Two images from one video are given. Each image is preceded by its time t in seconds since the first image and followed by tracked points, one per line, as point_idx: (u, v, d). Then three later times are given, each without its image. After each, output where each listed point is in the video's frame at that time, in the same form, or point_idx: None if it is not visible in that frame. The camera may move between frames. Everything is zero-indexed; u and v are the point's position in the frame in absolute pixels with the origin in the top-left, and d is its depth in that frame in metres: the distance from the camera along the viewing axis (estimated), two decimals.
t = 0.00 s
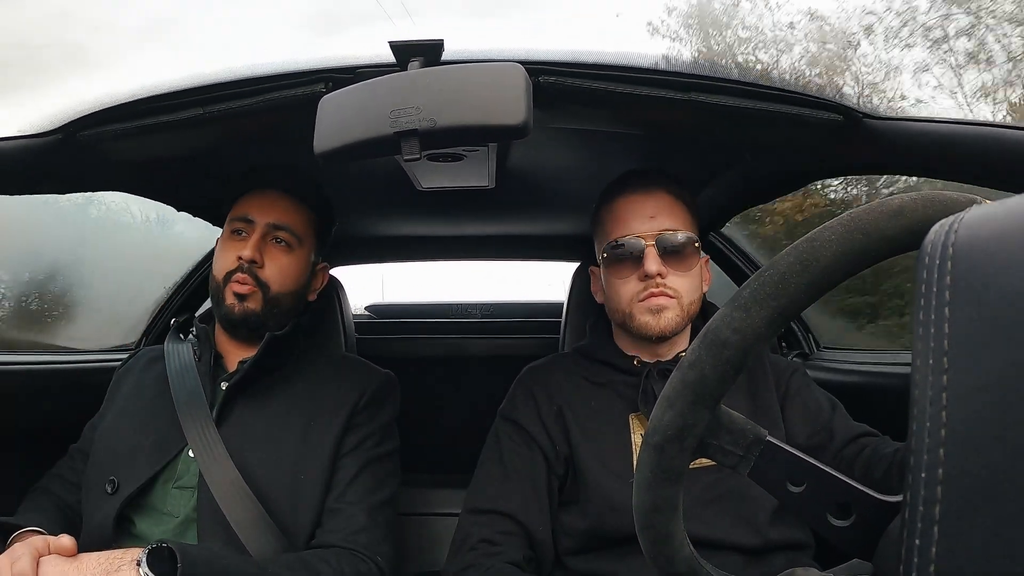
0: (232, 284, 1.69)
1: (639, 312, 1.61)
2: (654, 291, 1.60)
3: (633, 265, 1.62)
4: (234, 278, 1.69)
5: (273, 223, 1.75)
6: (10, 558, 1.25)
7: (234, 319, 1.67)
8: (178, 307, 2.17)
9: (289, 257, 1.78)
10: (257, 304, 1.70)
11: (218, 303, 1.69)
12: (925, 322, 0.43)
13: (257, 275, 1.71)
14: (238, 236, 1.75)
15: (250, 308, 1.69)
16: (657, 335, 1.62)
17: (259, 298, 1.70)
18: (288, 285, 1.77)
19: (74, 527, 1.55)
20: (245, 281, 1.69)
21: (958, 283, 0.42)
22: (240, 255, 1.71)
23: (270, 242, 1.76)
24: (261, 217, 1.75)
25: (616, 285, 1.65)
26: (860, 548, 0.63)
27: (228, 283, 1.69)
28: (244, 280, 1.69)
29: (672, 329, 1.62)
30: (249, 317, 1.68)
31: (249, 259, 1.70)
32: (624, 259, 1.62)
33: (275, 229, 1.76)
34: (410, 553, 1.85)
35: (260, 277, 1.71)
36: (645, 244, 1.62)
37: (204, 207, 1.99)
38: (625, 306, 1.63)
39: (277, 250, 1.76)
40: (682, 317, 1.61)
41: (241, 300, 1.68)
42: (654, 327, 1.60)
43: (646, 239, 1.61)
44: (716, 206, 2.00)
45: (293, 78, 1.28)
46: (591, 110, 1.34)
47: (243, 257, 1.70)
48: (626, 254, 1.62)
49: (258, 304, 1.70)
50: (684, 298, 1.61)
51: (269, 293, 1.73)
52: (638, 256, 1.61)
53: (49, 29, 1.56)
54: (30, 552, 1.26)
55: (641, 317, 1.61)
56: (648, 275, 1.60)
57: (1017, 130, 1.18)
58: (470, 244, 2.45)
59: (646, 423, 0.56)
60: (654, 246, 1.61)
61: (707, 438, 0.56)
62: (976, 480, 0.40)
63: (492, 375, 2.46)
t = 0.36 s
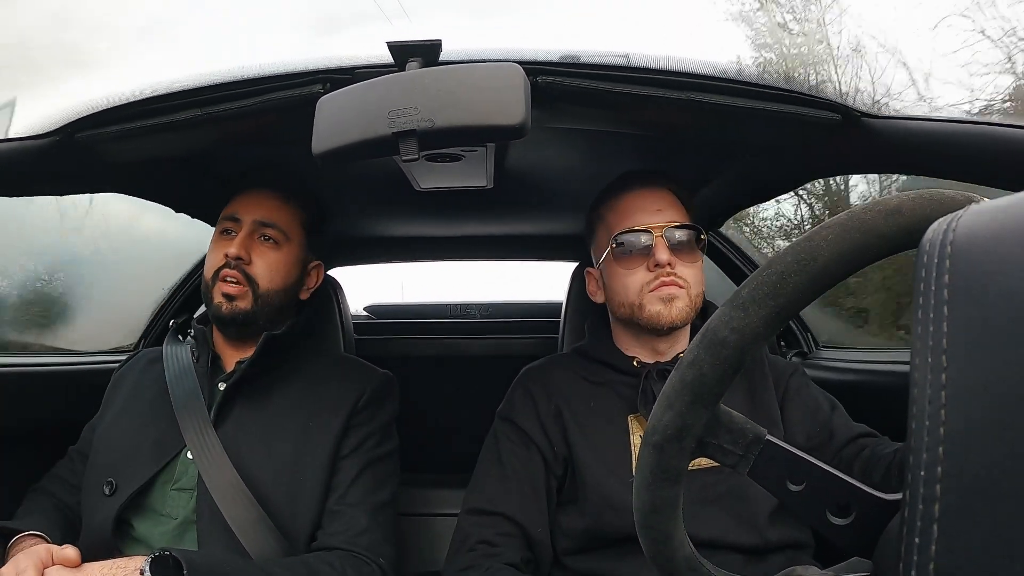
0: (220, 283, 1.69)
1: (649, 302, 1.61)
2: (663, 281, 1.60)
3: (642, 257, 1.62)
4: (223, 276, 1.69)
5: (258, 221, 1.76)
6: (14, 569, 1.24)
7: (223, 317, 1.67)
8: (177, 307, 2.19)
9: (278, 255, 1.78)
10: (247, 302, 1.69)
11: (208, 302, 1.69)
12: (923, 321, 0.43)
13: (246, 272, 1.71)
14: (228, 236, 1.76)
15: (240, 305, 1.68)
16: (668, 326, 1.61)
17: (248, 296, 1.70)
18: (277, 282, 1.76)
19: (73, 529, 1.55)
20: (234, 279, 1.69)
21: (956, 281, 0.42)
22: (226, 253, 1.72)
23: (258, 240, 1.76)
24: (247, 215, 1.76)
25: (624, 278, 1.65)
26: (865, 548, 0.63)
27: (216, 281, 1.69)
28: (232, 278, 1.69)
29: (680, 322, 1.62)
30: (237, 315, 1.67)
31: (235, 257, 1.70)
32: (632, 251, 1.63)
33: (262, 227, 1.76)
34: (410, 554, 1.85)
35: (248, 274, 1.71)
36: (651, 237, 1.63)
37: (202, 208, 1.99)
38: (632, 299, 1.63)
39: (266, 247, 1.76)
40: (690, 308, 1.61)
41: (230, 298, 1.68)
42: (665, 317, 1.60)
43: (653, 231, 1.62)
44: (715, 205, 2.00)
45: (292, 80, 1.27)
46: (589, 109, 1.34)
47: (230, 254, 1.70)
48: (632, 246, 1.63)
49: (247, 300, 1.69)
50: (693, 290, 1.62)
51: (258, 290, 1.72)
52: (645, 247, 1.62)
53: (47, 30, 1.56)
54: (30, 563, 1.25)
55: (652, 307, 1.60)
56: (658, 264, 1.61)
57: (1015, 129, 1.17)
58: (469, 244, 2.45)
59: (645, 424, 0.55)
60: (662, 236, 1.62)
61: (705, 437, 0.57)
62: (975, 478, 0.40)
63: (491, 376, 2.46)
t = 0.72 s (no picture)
0: (233, 294, 1.68)
1: (651, 305, 1.60)
2: (665, 283, 1.60)
3: (642, 260, 1.62)
4: (234, 286, 1.68)
5: (272, 230, 1.73)
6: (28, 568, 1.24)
7: (234, 329, 1.67)
8: (180, 308, 2.26)
9: (291, 266, 1.75)
10: (259, 314, 1.68)
11: (219, 312, 1.69)
12: (928, 324, 0.43)
13: (259, 284, 1.69)
14: (240, 243, 1.74)
15: (252, 318, 1.67)
16: (672, 328, 1.61)
17: (261, 308, 1.69)
18: (291, 292, 1.75)
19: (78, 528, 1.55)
20: (246, 290, 1.68)
21: (961, 285, 0.41)
22: (239, 264, 1.70)
23: (271, 249, 1.74)
24: (260, 224, 1.73)
25: (625, 281, 1.65)
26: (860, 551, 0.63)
27: (228, 292, 1.68)
28: (244, 289, 1.68)
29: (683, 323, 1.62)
30: (249, 327, 1.67)
31: (249, 269, 1.68)
32: (633, 254, 1.63)
33: (275, 237, 1.74)
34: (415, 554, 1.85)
35: (261, 286, 1.69)
36: (651, 240, 1.63)
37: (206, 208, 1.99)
38: (635, 303, 1.63)
39: (278, 257, 1.74)
40: (693, 309, 1.61)
41: (242, 310, 1.67)
42: (668, 319, 1.60)
43: (652, 234, 1.62)
44: (720, 208, 2.00)
45: (297, 79, 1.27)
46: (594, 112, 1.34)
47: (242, 265, 1.68)
48: (632, 250, 1.63)
49: (258, 312, 1.68)
50: (695, 291, 1.62)
51: (270, 300, 1.71)
52: (645, 251, 1.62)
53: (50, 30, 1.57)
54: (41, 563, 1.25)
55: (654, 309, 1.60)
56: (660, 266, 1.61)
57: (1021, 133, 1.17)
58: (473, 245, 2.45)
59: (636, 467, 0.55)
60: (662, 238, 1.62)
61: (697, 470, 0.56)
62: (978, 484, 0.40)
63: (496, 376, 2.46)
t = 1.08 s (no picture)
0: (232, 293, 1.67)
1: (657, 305, 1.60)
2: (671, 284, 1.60)
3: (650, 260, 1.62)
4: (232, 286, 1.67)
5: (269, 229, 1.72)
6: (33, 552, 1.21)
7: (235, 327, 1.66)
8: (183, 307, 2.21)
9: (285, 264, 1.75)
10: (258, 312, 1.68)
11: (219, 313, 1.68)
12: (929, 323, 0.43)
13: (256, 284, 1.68)
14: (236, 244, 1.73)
15: (251, 316, 1.67)
16: (678, 330, 1.61)
17: (259, 306, 1.68)
18: (288, 290, 1.74)
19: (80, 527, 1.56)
20: (244, 290, 1.67)
21: (964, 283, 0.41)
22: (237, 263, 1.68)
23: (269, 250, 1.73)
24: (257, 223, 1.72)
25: (632, 281, 1.65)
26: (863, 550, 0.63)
27: (227, 291, 1.67)
28: (243, 288, 1.67)
29: (690, 324, 1.62)
30: (249, 324, 1.67)
31: (247, 268, 1.67)
32: (640, 254, 1.63)
33: (271, 236, 1.72)
34: (417, 554, 1.85)
35: (259, 285, 1.69)
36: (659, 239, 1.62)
37: (209, 208, 1.99)
38: (641, 303, 1.63)
39: (275, 256, 1.74)
40: (699, 310, 1.61)
41: (241, 308, 1.67)
42: (674, 320, 1.60)
43: (660, 233, 1.62)
44: (723, 206, 2.00)
45: (300, 80, 1.28)
46: (595, 111, 1.34)
47: (240, 265, 1.67)
48: (640, 248, 1.63)
49: (256, 309, 1.68)
50: (701, 291, 1.61)
51: (269, 299, 1.70)
52: (652, 250, 1.62)
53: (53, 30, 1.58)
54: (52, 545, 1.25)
55: (660, 309, 1.60)
56: (667, 266, 1.60)
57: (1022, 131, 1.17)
58: (475, 245, 2.46)
59: (641, 455, 0.56)
60: (670, 238, 1.62)
61: (702, 462, 0.56)
62: (979, 483, 0.40)
63: (498, 376, 2.46)
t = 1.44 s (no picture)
0: (254, 292, 1.69)
1: (656, 308, 1.60)
2: (671, 286, 1.60)
3: (649, 262, 1.62)
4: (255, 284, 1.69)
5: (293, 232, 1.76)
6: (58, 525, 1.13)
7: (254, 326, 1.68)
8: (184, 308, 2.21)
9: (308, 268, 1.78)
10: (277, 314, 1.70)
11: (238, 310, 1.69)
12: (931, 322, 0.43)
13: (280, 285, 1.71)
14: (258, 242, 1.74)
15: (270, 317, 1.69)
16: (678, 331, 1.60)
17: (279, 307, 1.71)
18: (307, 293, 1.77)
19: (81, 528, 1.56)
20: (267, 289, 1.69)
21: (965, 283, 0.41)
22: (261, 264, 1.71)
23: (292, 252, 1.76)
24: (281, 225, 1.75)
25: (632, 283, 1.65)
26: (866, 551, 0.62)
27: (248, 288, 1.69)
28: (266, 288, 1.69)
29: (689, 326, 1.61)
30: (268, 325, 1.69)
31: (272, 270, 1.70)
32: (641, 256, 1.63)
33: (297, 240, 1.76)
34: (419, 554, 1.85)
35: (282, 286, 1.71)
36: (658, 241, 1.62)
37: (210, 209, 2.00)
38: (641, 304, 1.63)
39: (298, 259, 1.77)
40: (699, 312, 1.60)
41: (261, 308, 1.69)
42: (673, 323, 1.59)
43: (659, 235, 1.62)
44: (724, 206, 1.99)
45: (301, 80, 1.28)
46: (597, 111, 1.34)
47: (266, 266, 1.70)
48: (639, 250, 1.63)
49: (276, 311, 1.70)
50: (702, 293, 1.61)
51: (289, 302, 1.73)
52: (652, 252, 1.62)
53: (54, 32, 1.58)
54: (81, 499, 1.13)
55: (659, 312, 1.60)
56: (666, 269, 1.60)
57: None
58: (476, 244, 2.46)
59: (643, 454, 0.56)
60: (670, 241, 1.61)
61: (703, 462, 0.57)
62: (981, 481, 0.40)
63: (499, 376, 2.46)
